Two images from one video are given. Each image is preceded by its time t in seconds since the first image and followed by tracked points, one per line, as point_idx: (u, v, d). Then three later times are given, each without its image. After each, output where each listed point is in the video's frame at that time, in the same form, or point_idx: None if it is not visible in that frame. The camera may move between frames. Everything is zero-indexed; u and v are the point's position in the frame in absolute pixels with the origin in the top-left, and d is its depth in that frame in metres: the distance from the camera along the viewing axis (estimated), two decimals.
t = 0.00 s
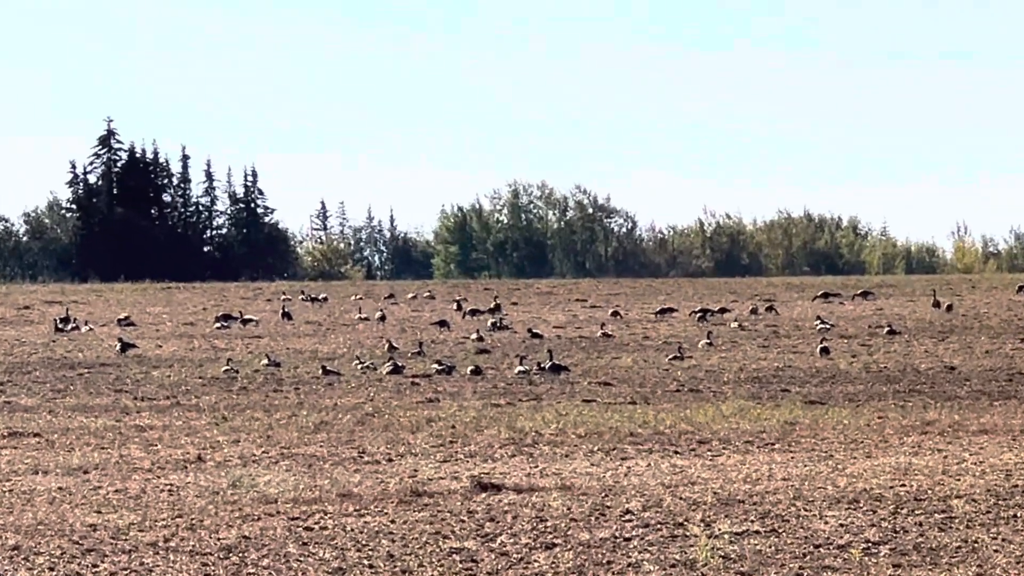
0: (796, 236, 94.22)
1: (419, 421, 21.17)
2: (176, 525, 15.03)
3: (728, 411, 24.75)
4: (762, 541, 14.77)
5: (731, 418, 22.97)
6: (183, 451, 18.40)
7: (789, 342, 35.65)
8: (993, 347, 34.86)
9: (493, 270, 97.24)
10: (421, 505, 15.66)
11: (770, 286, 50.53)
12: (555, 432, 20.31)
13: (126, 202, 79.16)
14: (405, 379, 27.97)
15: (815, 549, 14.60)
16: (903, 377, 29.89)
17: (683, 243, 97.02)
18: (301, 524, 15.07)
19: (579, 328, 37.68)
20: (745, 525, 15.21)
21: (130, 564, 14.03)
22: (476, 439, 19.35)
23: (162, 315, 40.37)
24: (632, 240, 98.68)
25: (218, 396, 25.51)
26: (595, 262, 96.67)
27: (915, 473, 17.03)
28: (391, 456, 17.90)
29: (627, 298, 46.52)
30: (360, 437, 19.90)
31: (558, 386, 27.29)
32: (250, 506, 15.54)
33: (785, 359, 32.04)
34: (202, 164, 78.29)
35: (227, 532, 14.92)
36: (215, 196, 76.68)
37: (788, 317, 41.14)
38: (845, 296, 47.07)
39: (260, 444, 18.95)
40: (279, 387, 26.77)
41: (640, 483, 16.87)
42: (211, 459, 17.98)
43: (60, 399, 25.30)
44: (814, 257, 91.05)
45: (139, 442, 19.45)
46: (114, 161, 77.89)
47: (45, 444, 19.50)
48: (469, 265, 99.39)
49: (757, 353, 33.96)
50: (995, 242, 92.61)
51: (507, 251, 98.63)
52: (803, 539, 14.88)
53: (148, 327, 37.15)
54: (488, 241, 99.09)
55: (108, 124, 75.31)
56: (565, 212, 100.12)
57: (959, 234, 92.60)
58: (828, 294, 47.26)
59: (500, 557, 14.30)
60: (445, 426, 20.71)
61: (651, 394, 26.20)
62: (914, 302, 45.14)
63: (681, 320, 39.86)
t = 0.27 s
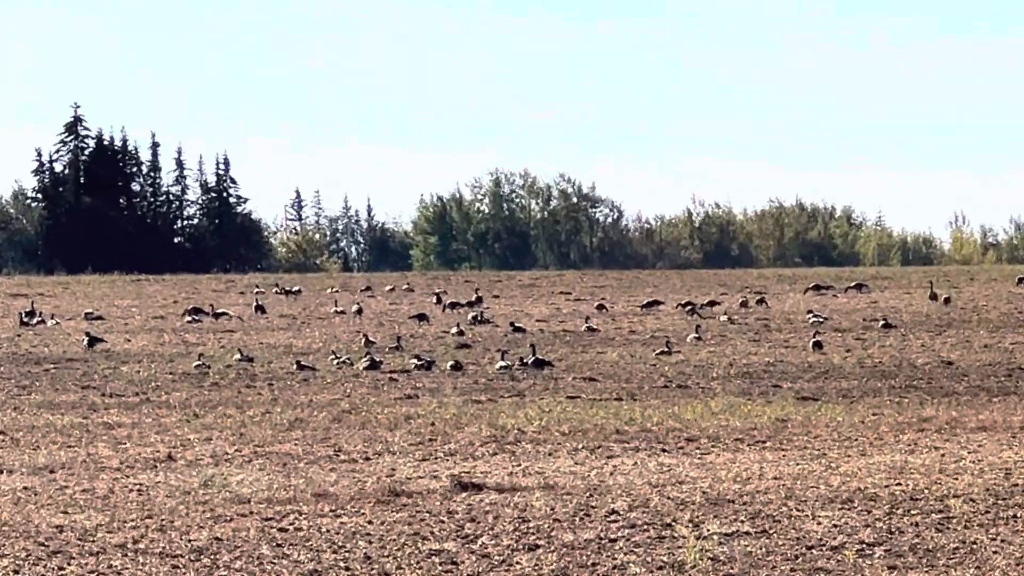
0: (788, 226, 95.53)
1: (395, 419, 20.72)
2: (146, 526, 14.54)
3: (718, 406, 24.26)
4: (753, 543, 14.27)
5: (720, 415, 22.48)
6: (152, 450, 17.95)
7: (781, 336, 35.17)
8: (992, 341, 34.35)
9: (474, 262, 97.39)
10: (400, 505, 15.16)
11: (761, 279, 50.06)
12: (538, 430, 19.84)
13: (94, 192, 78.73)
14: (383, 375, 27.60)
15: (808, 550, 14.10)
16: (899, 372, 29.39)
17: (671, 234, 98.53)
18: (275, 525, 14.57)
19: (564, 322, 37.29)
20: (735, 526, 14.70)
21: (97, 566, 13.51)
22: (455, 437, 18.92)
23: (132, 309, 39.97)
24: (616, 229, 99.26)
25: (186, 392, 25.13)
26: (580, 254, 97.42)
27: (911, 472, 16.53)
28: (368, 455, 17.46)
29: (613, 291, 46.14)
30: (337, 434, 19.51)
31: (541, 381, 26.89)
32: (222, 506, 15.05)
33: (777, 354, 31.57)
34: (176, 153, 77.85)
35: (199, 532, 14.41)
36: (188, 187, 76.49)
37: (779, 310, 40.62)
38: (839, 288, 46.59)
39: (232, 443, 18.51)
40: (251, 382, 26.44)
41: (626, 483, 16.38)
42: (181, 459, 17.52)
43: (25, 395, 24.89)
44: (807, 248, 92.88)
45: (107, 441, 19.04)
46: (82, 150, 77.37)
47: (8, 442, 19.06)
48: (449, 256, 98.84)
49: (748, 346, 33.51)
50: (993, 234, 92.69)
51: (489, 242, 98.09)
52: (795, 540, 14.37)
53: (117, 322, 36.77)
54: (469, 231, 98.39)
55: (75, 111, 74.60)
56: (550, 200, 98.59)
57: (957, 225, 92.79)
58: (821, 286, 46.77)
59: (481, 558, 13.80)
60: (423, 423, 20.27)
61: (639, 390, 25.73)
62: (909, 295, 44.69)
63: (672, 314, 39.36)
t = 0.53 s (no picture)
0: (781, 216, 95.11)
1: (374, 416, 20.51)
2: (116, 527, 14.07)
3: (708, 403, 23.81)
4: (744, 544, 13.81)
5: (709, 411, 22.10)
6: (122, 449, 17.79)
7: (772, 330, 34.69)
8: (990, 336, 33.89)
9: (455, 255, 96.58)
10: (378, 505, 14.71)
11: (752, 271, 49.62)
12: (521, 428, 19.49)
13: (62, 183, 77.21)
14: (361, 371, 27.36)
15: (801, 552, 13.66)
16: (895, 368, 28.95)
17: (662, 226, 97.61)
18: (249, 526, 14.11)
19: (547, 316, 37.01)
20: (726, 527, 14.25)
21: (65, 569, 13.03)
22: (436, 434, 18.65)
23: (101, 303, 39.66)
24: (602, 221, 98.50)
25: (159, 390, 24.91)
26: (565, 246, 96.75)
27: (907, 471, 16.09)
28: (346, 453, 17.13)
29: (597, 283, 45.81)
30: (316, 432, 19.31)
31: (525, 377, 26.67)
32: (195, 506, 14.61)
33: (769, 349, 31.15)
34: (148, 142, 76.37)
35: (171, 533, 13.96)
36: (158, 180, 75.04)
37: (771, 303, 40.20)
38: (832, 282, 46.10)
39: (205, 441, 18.38)
40: (225, 379, 26.30)
41: (612, 482, 15.95)
42: (152, 457, 17.26)
43: None
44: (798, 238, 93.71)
45: (75, 439, 18.87)
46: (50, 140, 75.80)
47: None
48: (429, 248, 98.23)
49: (738, 341, 33.10)
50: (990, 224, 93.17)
51: (470, 233, 97.53)
52: (788, 542, 13.92)
53: (86, 317, 36.46)
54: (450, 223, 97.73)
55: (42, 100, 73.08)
56: (532, 192, 97.71)
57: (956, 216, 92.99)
58: (812, 279, 46.27)
59: (462, 560, 13.34)
60: (404, 421, 20.05)
61: (627, 388, 25.30)
62: (903, 288, 44.23)
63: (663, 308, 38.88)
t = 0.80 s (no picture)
0: (774, 208, 95.14)
1: (354, 413, 20.52)
2: (89, 528, 13.68)
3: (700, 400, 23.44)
4: (736, 545, 13.41)
5: (701, 409, 21.76)
6: (95, 447, 17.61)
7: (765, 325, 34.24)
8: (990, 331, 33.39)
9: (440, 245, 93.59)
10: (359, 505, 14.33)
11: (745, 263, 49.11)
12: (507, 425, 19.34)
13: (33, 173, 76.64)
14: (342, 368, 27.20)
15: (795, 553, 13.25)
16: (893, 364, 28.53)
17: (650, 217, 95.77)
18: (226, 526, 13.72)
19: (533, 310, 36.79)
20: (717, 528, 13.85)
21: (37, 570, 12.64)
22: (419, 431, 18.52)
23: (74, 297, 39.48)
24: (591, 212, 96.93)
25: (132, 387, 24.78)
26: (552, 237, 94.47)
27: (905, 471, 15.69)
28: (326, 451, 16.93)
29: (584, 276, 45.55)
30: (295, 429, 19.24)
31: (512, 374, 26.57)
32: (170, 506, 14.24)
33: (763, 344, 30.77)
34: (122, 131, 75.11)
35: (145, 534, 13.58)
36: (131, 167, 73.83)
37: (764, 297, 39.74)
38: (827, 275, 45.63)
39: (181, 439, 18.20)
40: (203, 376, 26.25)
41: (600, 482, 15.58)
42: (126, 455, 16.99)
43: None
44: (792, 232, 93.41)
45: (47, 436, 18.68)
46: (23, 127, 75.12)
47: None
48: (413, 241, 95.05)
49: (729, 336, 32.75)
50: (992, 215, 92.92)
51: (454, 224, 94.51)
52: (781, 543, 13.52)
53: (58, 311, 36.31)
54: (434, 214, 94.99)
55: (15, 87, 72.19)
56: (519, 181, 96.41)
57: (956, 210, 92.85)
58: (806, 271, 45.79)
59: (446, 562, 12.93)
60: (387, 418, 19.96)
61: (616, 386, 24.95)
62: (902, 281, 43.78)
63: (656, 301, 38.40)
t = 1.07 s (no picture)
0: (764, 196, 96.60)
1: (333, 407, 20.90)
2: (61, 525, 13.37)
3: (687, 394, 23.28)
4: (725, 543, 13.12)
5: (689, 403, 21.68)
6: (67, 441, 17.94)
7: (755, 316, 33.98)
8: (987, 322, 33.05)
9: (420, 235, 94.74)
10: (338, 504, 14.08)
11: (735, 253, 48.92)
12: (489, 420, 19.60)
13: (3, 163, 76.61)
14: (317, 361, 27.04)
15: (785, 551, 12.95)
16: (886, 356, 28.27)
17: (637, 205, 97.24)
18: (201, 524, 13.45)
19: (515, 301, 36.63)
20: (706, 525, 13.56)
21: (6, 568, 12.31)
22: (398, 427, 18.89)
23: (46, 287, 39.31)
24: (576, 200, 98.16)
25: (103, 380, 24.69)
26: (536, 227, 95.96)
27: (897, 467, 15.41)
28: (302, 446, 17.25)
29: (570, 266, 45.41)
30: (270, 424, 19.35)
31: (495, 367, 26.40)
32: (143, 504, 14.01)
33: (754, 336, 30.53)
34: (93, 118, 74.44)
35: (118, 531, 13.28)
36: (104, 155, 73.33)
37: (754, 288, 39.44)
38: (819, 265, 45.35)
39: (154, 434, 18.58)
40: (175, 368, 26.12)
41: (585, 478, 15.39)
42: (97, 450, 17.28)
43: None
44: (783, 220, 95.04)
45: (17, 431, 18.92)
46: None
47: None
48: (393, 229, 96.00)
49: (717, 327, 32.52)
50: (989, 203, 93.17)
51: (436, 213, 95.75)
52: (771, 541, 13.23)
53: (32, 302, 36.18)
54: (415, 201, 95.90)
55: None
56: (502, 170, 97.36)
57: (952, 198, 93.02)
58: (796, 261, 45.50)
59: (427, 560, 12.63)
60: (365, 412, 20.36)
61: (601, 379, 24.83)
62: (895, 271, 43.53)
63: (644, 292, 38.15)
